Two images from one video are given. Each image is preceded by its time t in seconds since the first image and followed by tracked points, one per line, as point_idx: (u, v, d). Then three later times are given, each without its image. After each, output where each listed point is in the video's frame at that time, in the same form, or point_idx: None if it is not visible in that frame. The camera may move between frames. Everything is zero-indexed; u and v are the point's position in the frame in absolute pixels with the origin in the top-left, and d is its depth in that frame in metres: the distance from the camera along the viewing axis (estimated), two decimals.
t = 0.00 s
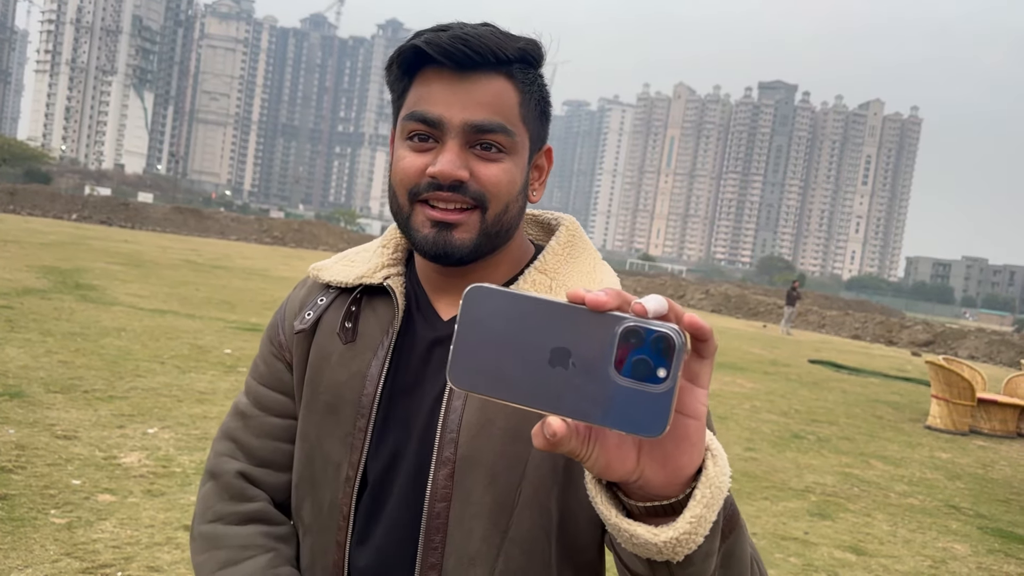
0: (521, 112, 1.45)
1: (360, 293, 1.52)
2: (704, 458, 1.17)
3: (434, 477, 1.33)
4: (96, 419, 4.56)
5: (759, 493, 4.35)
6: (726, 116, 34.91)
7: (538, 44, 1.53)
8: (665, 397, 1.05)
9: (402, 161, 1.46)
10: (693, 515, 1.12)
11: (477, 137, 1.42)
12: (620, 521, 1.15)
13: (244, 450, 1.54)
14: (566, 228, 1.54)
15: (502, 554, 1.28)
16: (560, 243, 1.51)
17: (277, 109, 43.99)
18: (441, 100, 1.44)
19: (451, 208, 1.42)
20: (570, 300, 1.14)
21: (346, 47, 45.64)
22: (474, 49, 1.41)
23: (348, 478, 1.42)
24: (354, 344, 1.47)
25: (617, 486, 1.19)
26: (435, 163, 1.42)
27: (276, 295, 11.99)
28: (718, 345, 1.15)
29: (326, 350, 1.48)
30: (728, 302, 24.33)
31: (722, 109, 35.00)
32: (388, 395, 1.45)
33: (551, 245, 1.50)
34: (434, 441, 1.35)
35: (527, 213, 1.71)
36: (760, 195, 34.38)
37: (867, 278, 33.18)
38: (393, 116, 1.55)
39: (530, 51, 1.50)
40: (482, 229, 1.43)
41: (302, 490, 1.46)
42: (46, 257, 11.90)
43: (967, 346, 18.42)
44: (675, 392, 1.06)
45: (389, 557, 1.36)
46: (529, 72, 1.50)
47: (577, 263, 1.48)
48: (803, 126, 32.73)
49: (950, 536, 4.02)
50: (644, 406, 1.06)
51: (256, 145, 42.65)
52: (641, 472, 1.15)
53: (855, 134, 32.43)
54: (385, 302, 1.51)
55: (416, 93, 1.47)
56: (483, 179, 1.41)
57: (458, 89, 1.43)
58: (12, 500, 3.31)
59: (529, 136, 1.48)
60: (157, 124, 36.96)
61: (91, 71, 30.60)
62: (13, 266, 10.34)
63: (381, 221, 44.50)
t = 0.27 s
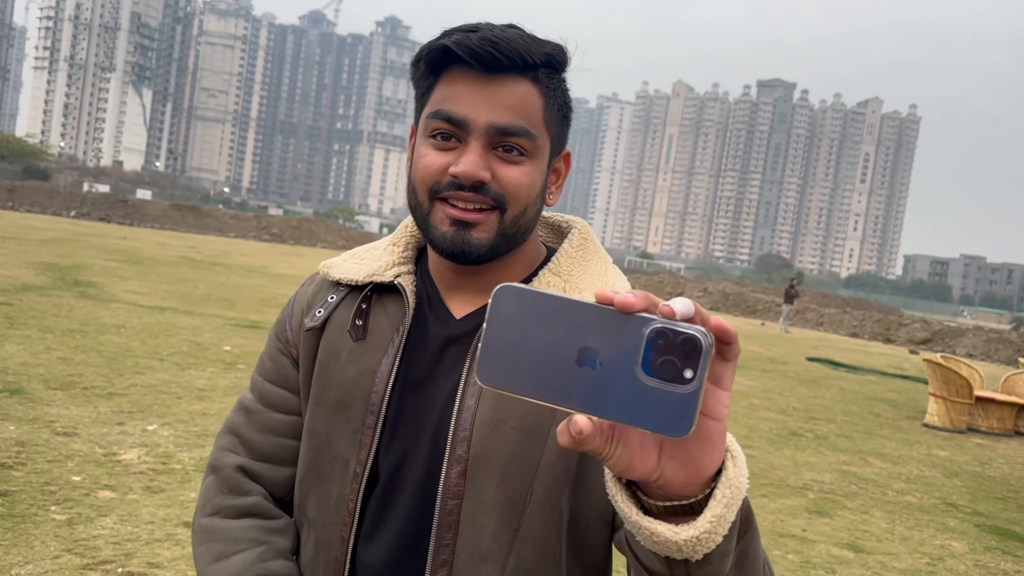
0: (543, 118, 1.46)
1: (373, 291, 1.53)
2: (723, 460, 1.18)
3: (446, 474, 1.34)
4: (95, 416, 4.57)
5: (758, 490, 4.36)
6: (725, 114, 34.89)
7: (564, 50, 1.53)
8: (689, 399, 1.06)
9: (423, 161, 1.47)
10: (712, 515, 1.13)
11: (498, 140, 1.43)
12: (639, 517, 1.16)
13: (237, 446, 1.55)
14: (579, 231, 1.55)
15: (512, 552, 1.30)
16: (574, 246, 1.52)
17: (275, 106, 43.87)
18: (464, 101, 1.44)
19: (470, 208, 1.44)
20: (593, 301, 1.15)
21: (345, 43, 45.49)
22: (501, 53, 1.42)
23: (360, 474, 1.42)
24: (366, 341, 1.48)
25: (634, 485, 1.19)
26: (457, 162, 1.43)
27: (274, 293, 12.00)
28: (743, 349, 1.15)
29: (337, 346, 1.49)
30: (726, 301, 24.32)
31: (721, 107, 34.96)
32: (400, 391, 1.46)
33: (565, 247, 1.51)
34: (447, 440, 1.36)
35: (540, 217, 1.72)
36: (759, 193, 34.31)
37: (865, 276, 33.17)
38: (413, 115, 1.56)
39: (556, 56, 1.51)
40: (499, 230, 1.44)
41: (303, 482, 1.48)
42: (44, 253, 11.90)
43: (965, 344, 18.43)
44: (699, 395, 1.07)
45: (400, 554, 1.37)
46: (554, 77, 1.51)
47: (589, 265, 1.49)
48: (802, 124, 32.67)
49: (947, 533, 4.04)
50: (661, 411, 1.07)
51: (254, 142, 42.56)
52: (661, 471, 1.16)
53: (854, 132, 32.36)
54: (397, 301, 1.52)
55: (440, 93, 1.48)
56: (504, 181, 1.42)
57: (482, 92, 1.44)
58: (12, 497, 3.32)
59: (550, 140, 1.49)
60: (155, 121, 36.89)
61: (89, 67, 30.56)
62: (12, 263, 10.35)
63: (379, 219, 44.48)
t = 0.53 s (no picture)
0: (548, 125, 1.47)
1: (380, 296, 1.53)
2: (721, 461, 1.19)
3: (453, 478, 1.35)
4: (96, 415, 4.57)
5: (757, 490, 4.37)
6: (724, 112, 34.93)
7: (567, 59, 1.54)
8: (687, 399, 1.08)
9: (429, 168, 1.48)
10: (710, 514, 1.14)
11: (504, 147, 1.43)
12: (639, 518, 1.17)
13: (247, 446, 1.55)
14: (582, 237, 1.56)
15: (517, 555, 1.31)
16: (576, 252, 1.53)
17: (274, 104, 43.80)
18: (469, 110, 1.45)
19: (475, 215, 1.44)
20: (593, 305, 1.16)
21: (344, 41, 45.40)
22: (506, 62, 1.43)
23: (368, 476, 1.43)
24: (374, 346, 1.48)
25: (634, 486, 1.21)
26: (463, 172, 1.44)
27: (273, 291, 12.00)
28: (738, 349, 1.16)
29: (343, 349, 1.49)
30: (725, 299, 24.31)
31: (720, 106, 34.96)
32: (407, 395, 1.47)
33: (567, 254, 1.52)
34: (454, 443, 1.37)
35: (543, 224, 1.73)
36: (758, 192, 34.29)
37: (863, 275, 33.18)
38: (420, 123, 1.57)
39: (559, 66, 1.52)
40: (503, 237, 1.45)
41: (311, 484, 1.50)
42: (44, 252, 11.90)
43: (964, 343, 18.44)
44: (697, 395, 1.08)
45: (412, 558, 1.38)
46: (558, 86, 1.51)
47: (592, 270, 1.50)
48: (801, 123, 32.65)
49: (946, 533, 4.05)
50: (662, 413, 1.08)
51: (253, 140, 42.51)
52: (660, 471, 1.17)
53: (853, 131, 32.35)
54: (403, 307, 1.53)
55: (446, 102, 1.48)
56: (508, 188, 1.43)
57: (486, 100, 1.45)
58: (12, 496, 3.33)
59: (554, 148, 1.50)
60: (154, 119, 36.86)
61: (89, 65, 30.55)
62: (11, 261, 10.35)
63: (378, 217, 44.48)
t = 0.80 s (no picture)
0: (541, 126, 1.47)
1: (371, 295, 1.52)
2: (714, 472, 1.19)
3: (448, 480, 1.35)
4: (94, 413, 4.57)
5: (755, 489, 4.37)
6: (723, 112, 34.88)
7: (560, 58, 1.54)
8: (680, 416, 1.08)
9: (421, 169, 1.48)
10: (703, 528, 1.15)
11: (497, 149, 1.43)
12: (634, 532, 1.17)
13: (244, 441, 1.55)
14: (573, 235, 1.55)
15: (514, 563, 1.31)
16: (569, 251, 1.52)
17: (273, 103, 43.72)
18: (460, 109, 1.45)
19: (467, 216, 1.44)
20: (585, 318, 1.16)
21: (343, 40, 45.32)
22: (500, 62, 1.42)
23: (361, 479, 1.42)
24: (366, 343, 1.48)
25: (628, 495, 1.21)
26: (457, 172, 1.43)
27: (272, 290, 11.99)
28: (730, 366, 1.16)
29: (336, 350, 1.48)
30: (725, 299, 24.31)
31: (719, 105, 34.99)
32: (401, 396, 1.46)
33: (559, 252, 1.51)
34: (449, 445, 1.37)
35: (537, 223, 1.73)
36: (757, 191, 34.27)
37: (862, 275, 33.18)
38: (411, 122, 1.56)
39: (553, 64, 1.51)
40: (497, 238, 1.45)
41: (305, 485, 1.49)
42: (42, 250, 11.88)
43: (962, 343, 18.45)
44: (689, 412, 1.08)
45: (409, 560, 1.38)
46: (551, 85, 1.51)
47: (583, 269, 1.49)
48: (800, 123, 32.63)
49: (942, 532, 4.05)
50: (656, 430, 1.08)
51: (252, 139, 42.45)
52: (653, 482, 1.17)
53: (852, 131, 32.35)
54: (395, 305, 1.52)
55: (438, 100, 1.48)
56: (500, 190, 1.43)
57: (479, 99, 1.44)
58: (9, 494, 3.32)
59: (547, 148, 1.50)
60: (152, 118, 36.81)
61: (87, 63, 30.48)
62: (9, 260, 10.33)
63: (376, 216, 44.41)
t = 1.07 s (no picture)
0: (528, 126, 1.47)
1: (361, 300, 1.52)
2: (713, 469, 1.21)
3: (443, 482, 1.35)
4: (85, 412, 4.56)
5: (748, 489, 4.38)
6: (716, 111, 34.89)
7: (545, 57, 1.54)
8: (677, 414, 1.10)
9: (409, 172, 1.48)
10: (703, 524, 1.17)
11: (485, 149, 1.43)
12: (637, 531, 1.19)
13: (234, 467, 1.54)
14: (562, 235, 1.56)
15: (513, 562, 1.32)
16: (557, 250, 1.53)
17: (266, 101, 43.60)
18: (448, 110, 1.45)
19: (457, 219, 1.44)
20: (580, 320, 1.18)
21: (336, 38, 45.20)
22: (486, 63, 1.42)
23: (357, 486, 1.43)
24: (357, 349, 1.47)
25: (626, 494, 1.23)
26: (445, 175, 1.43)
27: (265, 288, 11.97)
28: (724, 363, 1.19)
29: (325, 355, 1.48)
30: (717, 298, 24.38)
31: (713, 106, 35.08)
32: (392, 400, 1.47)
33: (549, 251, 1.52)
34: (442, 447, 1.37)
35: (524, 225, 1.73)
36: (749, 191, 34.30)
37: (854, 274, 33.27)
38: (397, 124, 1.56)
39: (538, 63, 1.52)
40: (486, 241, 1.45)
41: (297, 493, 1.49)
42: (33, 248, 11.83)
43: (954, 342, 18.52)
44: (687, 409, 1.10)
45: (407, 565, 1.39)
46: (538, 85, 1.51)
47: (575, 268, 1.50)
48: (793, 122, 32.66)
49: (934, 531, 4.07)
50: (651, 433, 1.10)
51: (245, 137, 42.36)
52: (652, 481, 1.20)
53: (844, 130, 32.41)
54: (385, 309, 1.52)
55: (424, 103, 1.48)
56: (489, 192, 1.44)
57: (465, 101, 1.44)
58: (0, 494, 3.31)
59: (534, 148, 1.50)
60: (145, 115, 36.70)
61: (79, 60, 30.34)
62: (0, 257, 10.28)
63: (369, 214, 44.32)
